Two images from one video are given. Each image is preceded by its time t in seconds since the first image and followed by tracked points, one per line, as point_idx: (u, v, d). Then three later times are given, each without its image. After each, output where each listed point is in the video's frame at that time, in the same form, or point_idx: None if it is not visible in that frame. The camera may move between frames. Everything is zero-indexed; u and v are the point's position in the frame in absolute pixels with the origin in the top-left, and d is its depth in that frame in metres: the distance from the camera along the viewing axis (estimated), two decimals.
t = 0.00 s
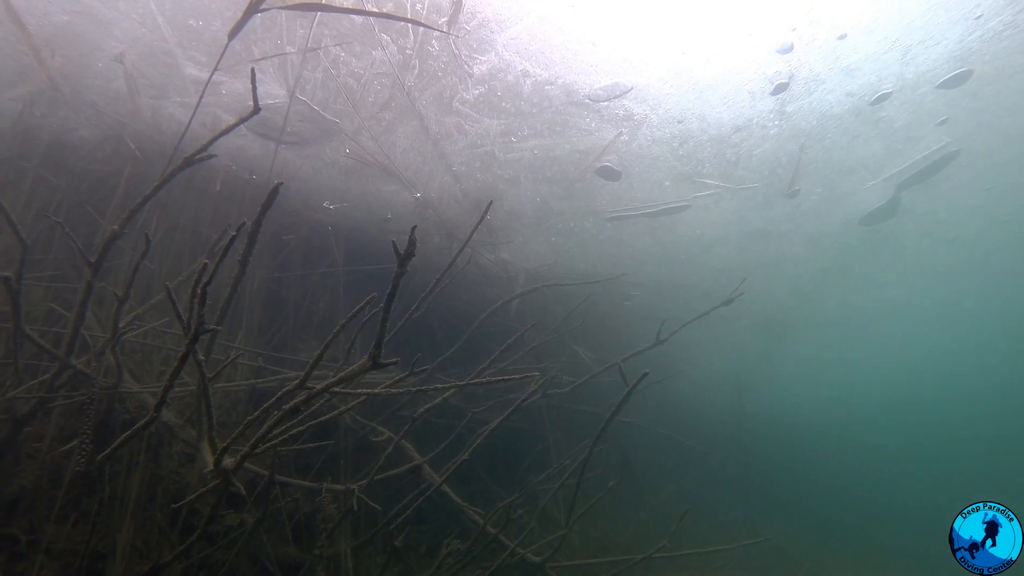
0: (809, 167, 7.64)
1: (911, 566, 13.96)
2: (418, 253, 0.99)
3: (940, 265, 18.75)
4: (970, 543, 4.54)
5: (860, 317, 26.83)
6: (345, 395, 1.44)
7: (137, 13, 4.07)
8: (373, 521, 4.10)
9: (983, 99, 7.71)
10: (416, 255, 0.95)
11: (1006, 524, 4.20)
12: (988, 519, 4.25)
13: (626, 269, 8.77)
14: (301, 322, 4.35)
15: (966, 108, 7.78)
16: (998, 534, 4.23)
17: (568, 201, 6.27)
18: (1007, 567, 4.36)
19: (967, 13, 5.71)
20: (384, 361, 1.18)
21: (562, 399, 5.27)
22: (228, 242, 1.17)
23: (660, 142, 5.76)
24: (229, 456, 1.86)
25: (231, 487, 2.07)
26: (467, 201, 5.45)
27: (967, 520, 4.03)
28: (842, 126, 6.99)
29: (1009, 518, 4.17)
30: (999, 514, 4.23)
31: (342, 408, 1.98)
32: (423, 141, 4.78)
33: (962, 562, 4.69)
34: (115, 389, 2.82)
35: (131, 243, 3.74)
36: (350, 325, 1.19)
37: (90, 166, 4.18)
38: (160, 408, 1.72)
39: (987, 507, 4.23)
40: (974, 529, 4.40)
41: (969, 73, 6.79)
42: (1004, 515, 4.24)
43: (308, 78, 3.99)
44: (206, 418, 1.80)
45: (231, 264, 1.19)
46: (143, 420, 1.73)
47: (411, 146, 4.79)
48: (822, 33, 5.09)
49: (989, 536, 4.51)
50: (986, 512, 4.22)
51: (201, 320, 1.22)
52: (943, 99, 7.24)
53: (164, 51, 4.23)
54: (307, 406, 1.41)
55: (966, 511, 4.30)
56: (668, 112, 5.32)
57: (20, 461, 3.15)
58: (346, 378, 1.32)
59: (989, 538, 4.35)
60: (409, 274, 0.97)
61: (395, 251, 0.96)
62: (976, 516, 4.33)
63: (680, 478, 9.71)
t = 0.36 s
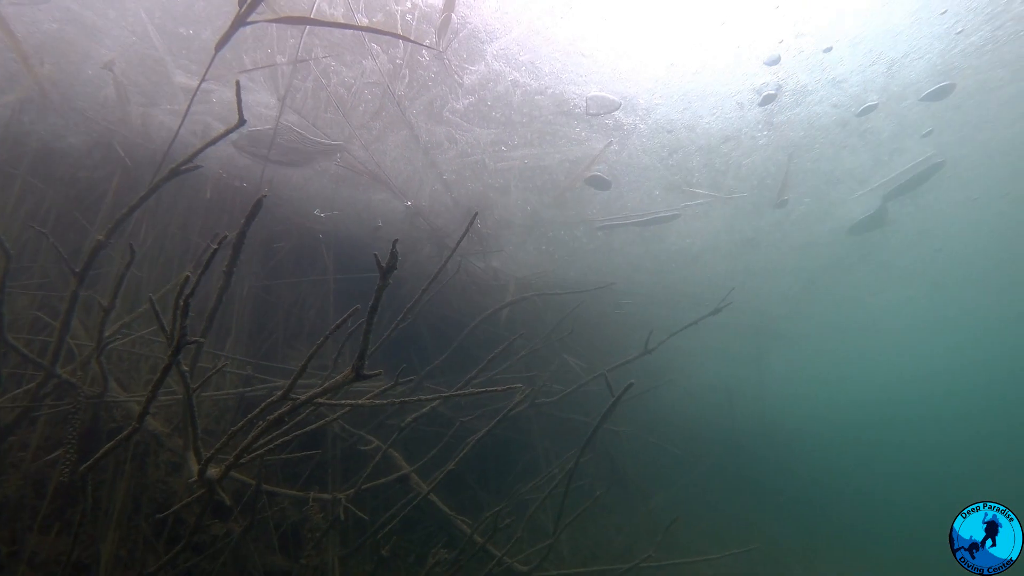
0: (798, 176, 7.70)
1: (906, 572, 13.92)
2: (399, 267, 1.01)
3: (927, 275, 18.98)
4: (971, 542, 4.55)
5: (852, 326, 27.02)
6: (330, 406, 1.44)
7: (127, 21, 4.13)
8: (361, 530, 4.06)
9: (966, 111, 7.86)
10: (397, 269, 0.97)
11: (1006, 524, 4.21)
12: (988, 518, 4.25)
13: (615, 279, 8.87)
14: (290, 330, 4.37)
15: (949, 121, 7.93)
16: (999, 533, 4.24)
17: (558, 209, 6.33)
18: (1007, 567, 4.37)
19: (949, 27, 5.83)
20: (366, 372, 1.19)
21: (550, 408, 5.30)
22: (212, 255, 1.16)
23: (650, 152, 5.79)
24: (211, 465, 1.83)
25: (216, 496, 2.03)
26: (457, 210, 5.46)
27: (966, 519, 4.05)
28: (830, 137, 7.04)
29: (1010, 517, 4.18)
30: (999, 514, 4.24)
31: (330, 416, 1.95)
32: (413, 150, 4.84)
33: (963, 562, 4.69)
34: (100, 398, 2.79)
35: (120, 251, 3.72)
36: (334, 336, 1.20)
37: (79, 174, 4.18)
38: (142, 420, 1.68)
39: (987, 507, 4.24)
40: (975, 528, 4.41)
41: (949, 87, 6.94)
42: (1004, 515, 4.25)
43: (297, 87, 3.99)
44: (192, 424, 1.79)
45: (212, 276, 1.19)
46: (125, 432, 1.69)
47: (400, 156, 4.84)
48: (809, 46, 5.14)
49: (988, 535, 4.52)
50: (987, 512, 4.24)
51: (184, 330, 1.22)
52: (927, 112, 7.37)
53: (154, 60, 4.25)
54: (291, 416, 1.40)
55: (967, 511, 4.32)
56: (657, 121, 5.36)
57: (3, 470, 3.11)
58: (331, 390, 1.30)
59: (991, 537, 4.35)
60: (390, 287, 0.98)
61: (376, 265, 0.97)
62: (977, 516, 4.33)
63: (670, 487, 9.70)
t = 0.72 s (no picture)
0: (794, 185, 7.73)
1: None
2: (391, 281, 1.01)
3: (925, 282, 19.00)
4: (970, 543, 4.53)
5: (853, 331, 27.01)
6: (324, 420, 1.43)
7: (125, 36, 4.13)
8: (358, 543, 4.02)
9: (960, 119, 7.90)
10: (389, 282, 0.98)
11: (1006, 524, 4.19)
12: (987, 519, 4.24)
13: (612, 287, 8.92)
14: (289, 340, 4.37)
15: (944, 128, 7.97)
16: (999, 534, 4.22)
17: (555, 218, 6.39)
18: (1007, 566, 4.36)
19: (941, 36, 5.87)
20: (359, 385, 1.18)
21: (548, 417, 5.29)
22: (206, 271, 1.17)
23: (646, 160, 5.82)
24: (207, 479, 1.81)
25: (211, 511, 2.00)
26: (454, 220, 5.49)
27: (966, 520, 4.04)
28: (826, 146, 7.07)
29: (1009, 518, 4.16)
30: (998, 514, 4.22)
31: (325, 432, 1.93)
32: (410, 161, 4.87)
33: (962, 562, 4.67)
34: (97, 411, 2.74)
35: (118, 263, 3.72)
36: (327, 351, 1.20)
37: (77, 186, 4.20)
38: (137, 433, 1.67)
39: (986, 508, 4.22)
40: (975, 530, 4.39)
41: (944, 95, 6.96)
42: (1004, 515, 4.24)
43: (295, 99, 4.03)
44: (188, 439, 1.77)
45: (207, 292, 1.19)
46: (121, 445, 1.68)
47: (398, 167, 4.88)
48: (802, 56, 5.17)
49: (988, 537, 4.50)
50: (987, 512, 4.22)
51: (177, 345, 1.21)
52: (921, 120, 7.41)
53: (151, 73, 4.28)
54: (284, 432, 1.39)
55: (967, 511, 4.30)
56: (653, 130, 5.39)
57: None
58: (324, 404, 1.30)
59: (991, 539, 4.33)
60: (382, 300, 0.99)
61: (368, 279, 0.98)
62: (976, 517, 4.32)
63: (669, 496, 9.64)
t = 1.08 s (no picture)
0: (792, 190, 7.75)
1: None
2: (387, 293, 0.98)
3: (925, 286, 18.97)
4: (970, 543, 4.50)
5: (854, 336, 26.97)
6: (320, 431, 1.41)
7: (123, 46, 4.04)
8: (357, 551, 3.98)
9: (957, 125, 7.92)
10: (384, 294, 0.94)
11: (1006, 524, 4.17)
12: (987, 519, 4.22)
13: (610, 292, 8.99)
14: (288, 346, 4.36)
15: (941, 134, 7.98)
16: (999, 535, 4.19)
17: (553, 224, 6.46)
18: (1007, 567, 4.33)
19: (937, 42, 5.89)
20: (355, 396, 1.17)
21: (548, 424, 5.27)
22: (201, 281, 1.13)
23: (644, 167, 5.83)
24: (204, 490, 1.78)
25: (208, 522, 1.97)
26: (453, 225, 5.54)
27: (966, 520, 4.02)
28: (824, 151, 7.07)
29: (1009, 518, 4.13)
30: (998, 514, 4.20)
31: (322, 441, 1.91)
32: (409, 168, 4.89)
33: (962, 562, 4.64)
34: (94, 421, 2.70)
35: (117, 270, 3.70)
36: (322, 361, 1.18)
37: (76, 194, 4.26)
38: (131, 445, 1.63)
39: (986, 508, 4.20)
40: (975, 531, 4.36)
41: (939, 100, 6.99)
42: (1004, 515, 4.21)
43: (293, 107, 4.06)
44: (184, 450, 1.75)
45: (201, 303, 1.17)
46: (116, 457, 1.65)
47: (396, 175, 4.89)
48: (799, 62, 5.18)
49: (989, 537, 4.47)
50: (986, 513, 4.20)
51: (171, 358, 1.20)
52: (918, 126, 7.42)
53: (150, 81, 4.27)
54: (280, 443, 1.37)
55: (967, 512, 4.28)
56: (651, 136, 5.40)
57: None
58: (320, 415, 1.28)
59: (991, 539, 4.30)
60: (376, 313, 0.95)
61: (362, 291, 0.95)
62: (976, 517, 4.30)
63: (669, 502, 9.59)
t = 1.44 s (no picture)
0: (791, 195, 7.75)
1: None
2: (382, 300, 0.98)
3: (926, 290, 18.96)
4: (970, 543, 4.49)
5: (855, 340, 26.92)
6: (316, 437, 1.41)
7: (123, 51, 4.08)
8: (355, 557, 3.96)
9: (957, 129, 7.92)
10: (380, 302, 0.94)
11: (1006, 524, 4.15)
12: (988, 519, 4.21)
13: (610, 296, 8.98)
14: (287, 350, 4.36)
15: (941, 138, 7.99)
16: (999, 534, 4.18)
17: (552, 229, 6.47)
18: (1007, 567, 4.32)
19: (936, 47, 5.90)
20: (352, 404, 1.16)
21: (546, 430, 5.28)
22: (195, 288, 1.13)
23: (643, 171, 5.82)
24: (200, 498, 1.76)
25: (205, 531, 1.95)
26: (452, 229, 5.55)
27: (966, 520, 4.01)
28: (824, 155, 7.06)
29: (1010, 518, 4.12)
30: (999, 514, 4.19)
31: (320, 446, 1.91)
32: (408, 172, 4.88)
33: (962, 562, 4.63)
34: (93, 425, 2.67)
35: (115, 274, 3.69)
36: (319, 368, 1.18)
37: (77, 198, 4.29)
38: (126, 452, 1.62)
39: (986, 508, 4.19)
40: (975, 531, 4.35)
41: (938, 105, 6.99)
42: (1005, 514, 4.20)
43: (293, 111, 4.07)
44: (181, 456, 1.74)
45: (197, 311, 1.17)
46: (112, 464, 1.63)
47: (397, 180, 4.90)
48: (798, 67, 5.19)
49: (989, 537, 4.45)
50: (986, 512, 4.19)
51: (167, 366, 1.20)
52: (918, 130, 7.42)
53: (150, 86, 4.27)
54: (277, 451, 1.37)
55: (967, 511, 4.28)
56: (650, 140, 5.40)
57: None
58: (316, 422, 1.28)
59: (992, 539, 4.28)
60: (372, 322, 0.95)
61: (357, 299, 0.94)
62: (976, 517, 4.29)
63: (669, 507, 9.56)
